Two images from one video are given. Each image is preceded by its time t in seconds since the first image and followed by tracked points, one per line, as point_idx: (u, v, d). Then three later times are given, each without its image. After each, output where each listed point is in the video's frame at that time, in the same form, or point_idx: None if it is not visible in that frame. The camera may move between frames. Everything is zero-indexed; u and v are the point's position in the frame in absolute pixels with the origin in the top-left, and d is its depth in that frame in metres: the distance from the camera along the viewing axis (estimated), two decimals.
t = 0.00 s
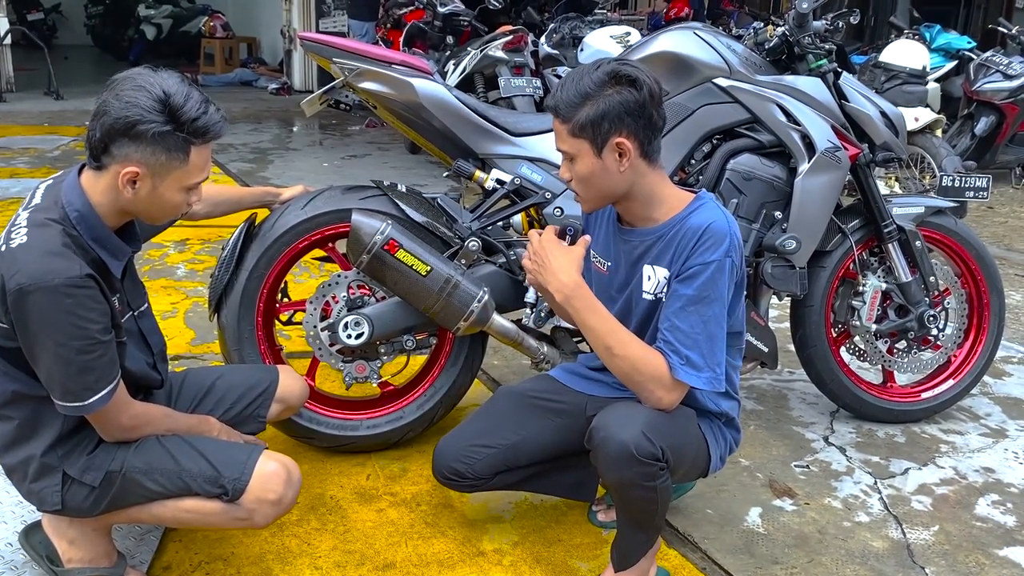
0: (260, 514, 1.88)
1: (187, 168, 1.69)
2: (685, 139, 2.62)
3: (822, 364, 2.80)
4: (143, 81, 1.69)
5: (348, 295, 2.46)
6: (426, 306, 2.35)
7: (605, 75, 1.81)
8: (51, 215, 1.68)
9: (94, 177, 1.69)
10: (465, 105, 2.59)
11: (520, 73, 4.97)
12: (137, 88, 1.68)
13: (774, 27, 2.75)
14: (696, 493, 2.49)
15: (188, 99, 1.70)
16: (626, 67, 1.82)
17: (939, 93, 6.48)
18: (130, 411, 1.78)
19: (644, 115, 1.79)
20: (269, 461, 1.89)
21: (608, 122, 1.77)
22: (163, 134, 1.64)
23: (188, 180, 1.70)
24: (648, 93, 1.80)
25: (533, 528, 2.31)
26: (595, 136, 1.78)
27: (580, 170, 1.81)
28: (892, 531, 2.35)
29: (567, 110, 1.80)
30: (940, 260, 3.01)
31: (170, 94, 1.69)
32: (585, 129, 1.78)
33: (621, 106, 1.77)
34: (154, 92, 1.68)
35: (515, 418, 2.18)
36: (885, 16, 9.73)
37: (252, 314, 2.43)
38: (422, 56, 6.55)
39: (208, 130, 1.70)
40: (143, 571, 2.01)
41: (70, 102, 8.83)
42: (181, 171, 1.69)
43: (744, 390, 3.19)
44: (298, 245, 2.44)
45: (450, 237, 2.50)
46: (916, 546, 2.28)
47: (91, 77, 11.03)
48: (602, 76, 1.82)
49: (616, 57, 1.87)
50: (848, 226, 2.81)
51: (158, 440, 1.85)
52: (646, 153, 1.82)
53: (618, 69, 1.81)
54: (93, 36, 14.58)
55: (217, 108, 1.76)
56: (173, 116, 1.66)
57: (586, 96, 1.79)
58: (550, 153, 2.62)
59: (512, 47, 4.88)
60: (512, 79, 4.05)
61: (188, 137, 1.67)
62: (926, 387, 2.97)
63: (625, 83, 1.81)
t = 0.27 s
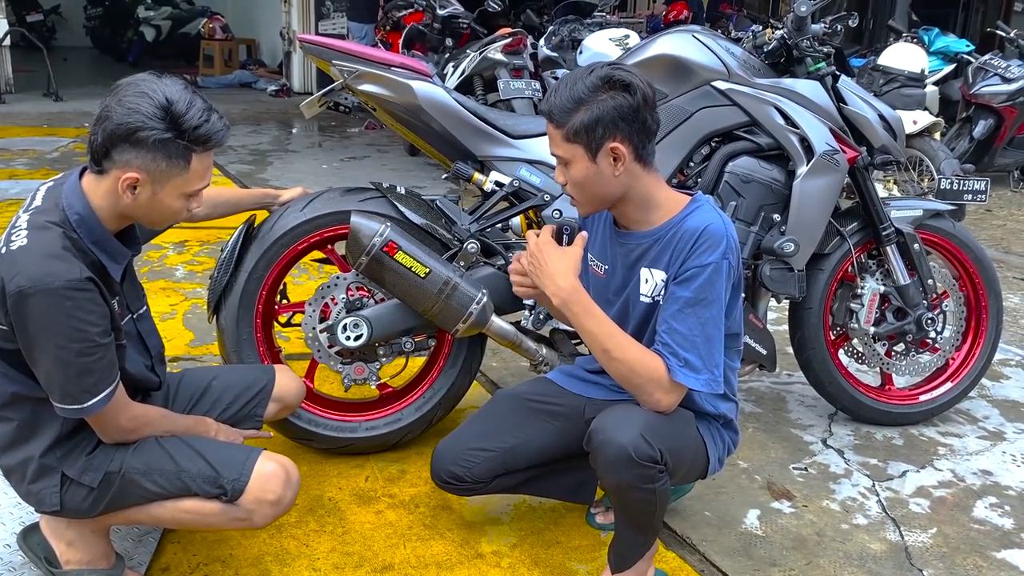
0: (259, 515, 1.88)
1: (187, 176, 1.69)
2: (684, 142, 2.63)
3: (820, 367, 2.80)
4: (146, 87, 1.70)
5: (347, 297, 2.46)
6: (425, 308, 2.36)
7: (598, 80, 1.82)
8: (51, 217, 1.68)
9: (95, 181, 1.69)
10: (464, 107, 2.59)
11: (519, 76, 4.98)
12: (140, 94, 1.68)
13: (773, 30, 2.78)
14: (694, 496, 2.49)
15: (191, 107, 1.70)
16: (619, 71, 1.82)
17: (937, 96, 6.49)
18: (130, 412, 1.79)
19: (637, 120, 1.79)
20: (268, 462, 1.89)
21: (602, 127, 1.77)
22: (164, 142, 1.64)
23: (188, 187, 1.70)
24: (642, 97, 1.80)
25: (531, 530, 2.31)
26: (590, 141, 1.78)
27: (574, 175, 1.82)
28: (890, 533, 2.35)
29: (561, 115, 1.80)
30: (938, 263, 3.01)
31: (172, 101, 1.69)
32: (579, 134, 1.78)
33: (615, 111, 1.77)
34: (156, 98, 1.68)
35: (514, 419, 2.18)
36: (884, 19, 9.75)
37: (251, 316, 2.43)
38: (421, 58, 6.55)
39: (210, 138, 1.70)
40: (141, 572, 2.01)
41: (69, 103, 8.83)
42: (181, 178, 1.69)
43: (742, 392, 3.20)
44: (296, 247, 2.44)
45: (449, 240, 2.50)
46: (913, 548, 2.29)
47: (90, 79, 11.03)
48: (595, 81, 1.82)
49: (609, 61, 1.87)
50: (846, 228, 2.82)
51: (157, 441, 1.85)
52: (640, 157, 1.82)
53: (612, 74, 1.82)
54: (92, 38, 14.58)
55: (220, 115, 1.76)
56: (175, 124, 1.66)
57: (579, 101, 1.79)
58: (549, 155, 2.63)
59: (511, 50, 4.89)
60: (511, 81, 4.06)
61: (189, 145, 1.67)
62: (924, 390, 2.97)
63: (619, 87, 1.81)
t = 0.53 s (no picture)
0: (259, 515, 1.88)
1: (189, 181, 1.69)
2: (683, 144, 2.63)
3: (818, 368, 2.80)
4: (151, 92, 1.70)
5: (346, 298, 2.46)
6: (424, 309, 2.36)
7: (587, 86, 1.81)
8: (53, 219, 1.67)
9: (98, 184, 1.70)
10: (463, 109, 2.60)
11: (519, 78, 4.99)
12: (144, 99, 1.68)
13: (771, 32, 2.79)
14: (692, 497, 2.49)
15: (195, 113, 1.70)
16: (608, 78, 1.81)
17: (936, 98, 6.50)
18: (130, 413, 1.79)
19: (628, 126, 1.79)
20: (269, 462, 1.89)
21: (593, 133, 1.76)
22: (167, 148, 1.65)
23: (190, 194, 1.71)
24: (632, 103, 1.80)
25: (530, 531, 2.31)
26: (581, 148, 1.77)
27: (565, 182, 1.81)
28: (889, 535, 2.35)
29: (551, 123, 1.79)
30: (936, 265, 3.02)
31: (176, 107, 1.69)
32: (570, 141, 1.77)
33: (606, 118, 1.76)
34: (160, 104, 1.68)
35: (513, 420, 2.18)
36: (883, 21, 9.75)
37: (251, 317, 2.43)
38: (420, 60, 6.56)
39: (213, 144, 1.71)
40: (140, 573, 2.01)
41: (68, 104, 8.83)
42: (184, 184, 1.69)
43: (741, 394, 3.20)
44: (296, 248, 2.44)
45: (447, 241, 2.50)
46: (912, 550, 2.29)
47: (89, 80, 11.04)
48: (585, 87, 1.81)
49: (598, 66, 1.86)
50: (845, 230, 2.82)
51: (157, 441, 1.85)
52: (632, 162, 1.81)
53: (601, 80, 1.81)
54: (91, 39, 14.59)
55: (224, 121, 1.77)
56: (178, 130, 1.67)
57: (569, 108, 1.79)
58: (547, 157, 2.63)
59: (510, 52, 4.89)
60: (510, 83, 4.06)
61: (191, 151, 1.68)
62: (923, 392, 2.97)
63: (609, 93, 1.80)
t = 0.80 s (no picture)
0: (259, 517, 1.89)
1: (192, 188, 1.70)
2: (681, 146, 2.63)
3: (817, 370, 2.80)
4: (154, 99, 1.70)
5: (345, 299, 2.45)
6: (422, 311, 2.36)
7: (568, 95, 1.80)
8: (56, 224, 1.68)
9: (101, 189, 1.70)
10: (462, 111, 2.60)
11: (518, 80, 5.00)
12: (148, 106, 1.69)
13: (770, 35, 2.79)
14: (691, 499, 2.49)
15: (199, 121, 1.70)
16: (589, 87, 1.80)
17: (935, 101, 6.50)
18: (130, 416, 1.79)
19: (610, 135, 1.78)
20: (268, 464, 1.89)
21: (575, 143, 1.75)
22: (171, 155, 1.65)
23: (193, 200, 1.71)
24: (613, 111, 1.78)
25: (528, 533, 2.31)
26: (563, 158, 1.76)
27: (549, 192, 1.81)
28: (887, 537, 2.35)
29: (533, 133, 1.78)
30: (935, 268, 3.02)
31: (180, 114, 1.69)
32: (551, 151, 1.76)
33: (586, 128, 1.75)
34: (164, 112, 1.68)
35: (512, 418, 2.19)
36: (882, 23, 9.76)
37: (250, 319, 2.44)
38: (420, 62, 6.56)
39: (215, 152, 1.71)
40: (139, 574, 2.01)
41: (68, 106, 8.84)
42: (187, 191, 1.69)
43: (740, 396, 3.20)
44: (295, 250, 2.45)
45: (446, 243, 2.50)
46: (910, 552, 2.29)
47: (89, 81, 11.05)
48: (565, 96, 1.80)
49: (579, 74, 1.84)
50: (844, 233, 2.83)
51: (157, 443, 1.85)
52: (615, 170, 1.81)
53: (581, 89, 1.80)
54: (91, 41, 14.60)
55: (228, 129, 1.77)
56: (182, 138, 1.67)
57: (550, 119, 1.78)
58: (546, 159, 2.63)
59: (510, 54, 4.90)
60: (509, 85, 4.07)
61: (195, 158, 1.68)
62: (921, 394, 2.98)
63: (590, 102, 1.79)
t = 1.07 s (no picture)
0: (257, 518, 1.89)
1: (192, 184, 1.70)
2: (681, 148, 2.63)
3: (816, 371, 2.80)
4: (149, 97, 1.70)
5: (344, 300, 2.45)
6: (422, 312, 2.36)
7: (550, 107, 1.79)
8: (59, 225, 1.69)
9: (103, 190, 1.70)
10: (461, 112, 2.60)
11: (518, 81, 5.00)
12: (143, 105, 1.69)
13: (770, 37, 2.80)
14: (690, 500, 2.50)
15: (194, 116, 1.70)
16: (571, 98, 1.79)
17: (935, 102, 6.51)
18: (130, 417, 1.79)
19: (595, 146, 1.76)
20: (266, 465, 1.89)
21: (558, 156, 1.75)
22: (168, 152, 1.65)
23: (195, 195, 1.71)
24: (597, 123, 1.77)
25: (528, 534, 2.31)
26: (547, 171, 1.76)
27: (536, 204, 1.81)
28: (886, 538, 2.36)
29: (517, 146, 1.78)
30: (935, 269, 3.02)
31: (175, 111, 1.69)
32: (536, 164, 1.76)
33: (570, 140, 1.75)
34: (159, 109, 1.68)
35: (512, 417, 2.19)
36: (882, 25, 9.77)
37: (250, 319, 2.44)
38: (420, 63, 6.56)
39: (213, 147, 1.71)
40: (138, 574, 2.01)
41: (69, 106, 8.85)
42: (187, 187, 1.69)
43: (739, 397, 3.20)
44: (295, 250, 2.45)
45: (446, 243, 2.51)
46: (909, 553, 2.29)
47: (90, 82, 11.05)
48: (547, 108, 1.79)
49: (561, 85, 1.83)
50: (843, 234, 2.83)
51: (156, 444, 1.86)
52: (600, 181, 1.79)
53: (564, 101, 1.79)
54: (92, 42, 14.61)
55: (225, 124, 1.77)
56: (178, 134, 1.67)
57: (533, 132, 1.77)
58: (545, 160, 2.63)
59: (510, 55, 4.90)
60: (510, 87, 4.07)
61: (193, 155, 1.68)
62: (920, 395, 2.98)
63: (572, 114, 1.78)
